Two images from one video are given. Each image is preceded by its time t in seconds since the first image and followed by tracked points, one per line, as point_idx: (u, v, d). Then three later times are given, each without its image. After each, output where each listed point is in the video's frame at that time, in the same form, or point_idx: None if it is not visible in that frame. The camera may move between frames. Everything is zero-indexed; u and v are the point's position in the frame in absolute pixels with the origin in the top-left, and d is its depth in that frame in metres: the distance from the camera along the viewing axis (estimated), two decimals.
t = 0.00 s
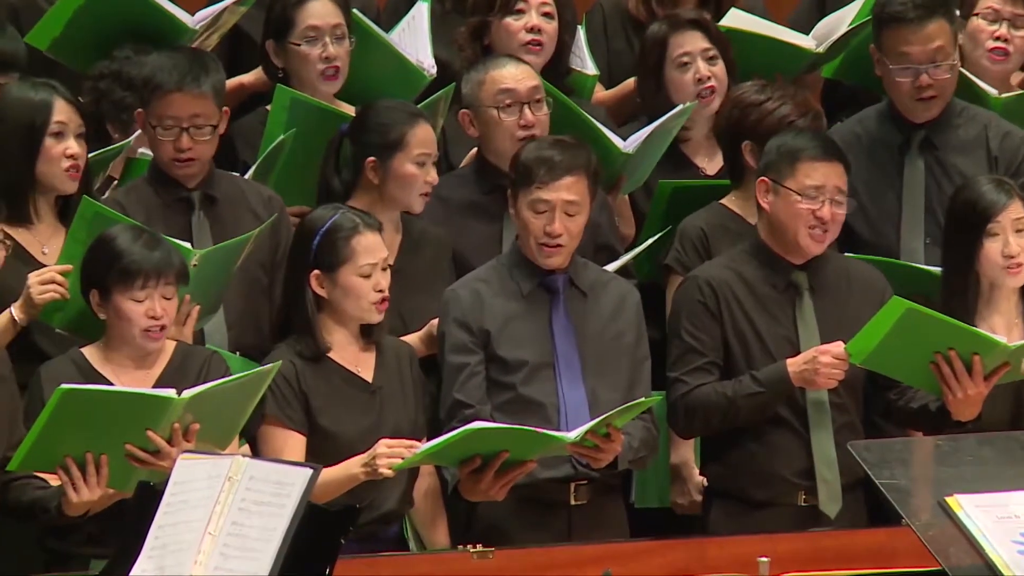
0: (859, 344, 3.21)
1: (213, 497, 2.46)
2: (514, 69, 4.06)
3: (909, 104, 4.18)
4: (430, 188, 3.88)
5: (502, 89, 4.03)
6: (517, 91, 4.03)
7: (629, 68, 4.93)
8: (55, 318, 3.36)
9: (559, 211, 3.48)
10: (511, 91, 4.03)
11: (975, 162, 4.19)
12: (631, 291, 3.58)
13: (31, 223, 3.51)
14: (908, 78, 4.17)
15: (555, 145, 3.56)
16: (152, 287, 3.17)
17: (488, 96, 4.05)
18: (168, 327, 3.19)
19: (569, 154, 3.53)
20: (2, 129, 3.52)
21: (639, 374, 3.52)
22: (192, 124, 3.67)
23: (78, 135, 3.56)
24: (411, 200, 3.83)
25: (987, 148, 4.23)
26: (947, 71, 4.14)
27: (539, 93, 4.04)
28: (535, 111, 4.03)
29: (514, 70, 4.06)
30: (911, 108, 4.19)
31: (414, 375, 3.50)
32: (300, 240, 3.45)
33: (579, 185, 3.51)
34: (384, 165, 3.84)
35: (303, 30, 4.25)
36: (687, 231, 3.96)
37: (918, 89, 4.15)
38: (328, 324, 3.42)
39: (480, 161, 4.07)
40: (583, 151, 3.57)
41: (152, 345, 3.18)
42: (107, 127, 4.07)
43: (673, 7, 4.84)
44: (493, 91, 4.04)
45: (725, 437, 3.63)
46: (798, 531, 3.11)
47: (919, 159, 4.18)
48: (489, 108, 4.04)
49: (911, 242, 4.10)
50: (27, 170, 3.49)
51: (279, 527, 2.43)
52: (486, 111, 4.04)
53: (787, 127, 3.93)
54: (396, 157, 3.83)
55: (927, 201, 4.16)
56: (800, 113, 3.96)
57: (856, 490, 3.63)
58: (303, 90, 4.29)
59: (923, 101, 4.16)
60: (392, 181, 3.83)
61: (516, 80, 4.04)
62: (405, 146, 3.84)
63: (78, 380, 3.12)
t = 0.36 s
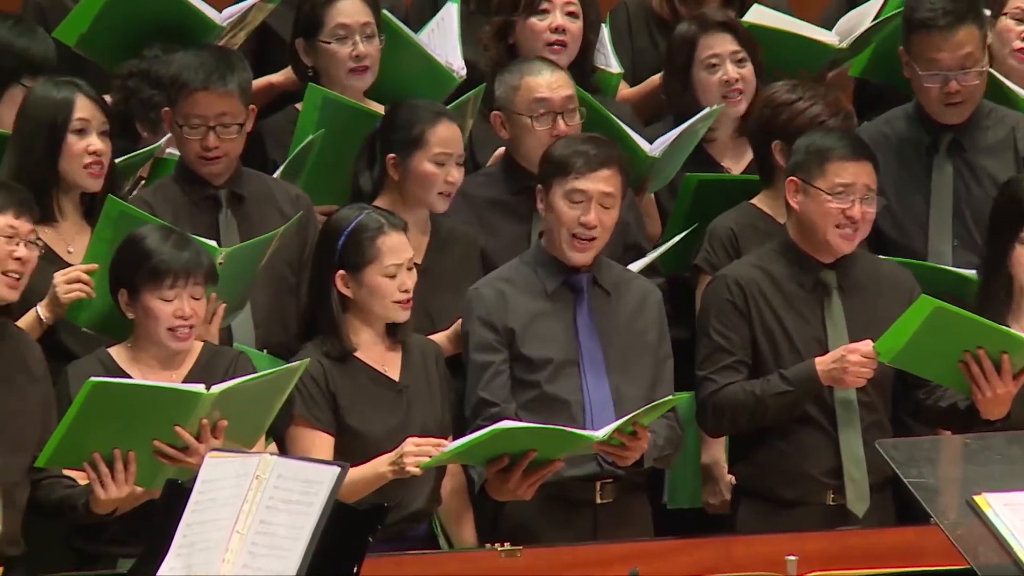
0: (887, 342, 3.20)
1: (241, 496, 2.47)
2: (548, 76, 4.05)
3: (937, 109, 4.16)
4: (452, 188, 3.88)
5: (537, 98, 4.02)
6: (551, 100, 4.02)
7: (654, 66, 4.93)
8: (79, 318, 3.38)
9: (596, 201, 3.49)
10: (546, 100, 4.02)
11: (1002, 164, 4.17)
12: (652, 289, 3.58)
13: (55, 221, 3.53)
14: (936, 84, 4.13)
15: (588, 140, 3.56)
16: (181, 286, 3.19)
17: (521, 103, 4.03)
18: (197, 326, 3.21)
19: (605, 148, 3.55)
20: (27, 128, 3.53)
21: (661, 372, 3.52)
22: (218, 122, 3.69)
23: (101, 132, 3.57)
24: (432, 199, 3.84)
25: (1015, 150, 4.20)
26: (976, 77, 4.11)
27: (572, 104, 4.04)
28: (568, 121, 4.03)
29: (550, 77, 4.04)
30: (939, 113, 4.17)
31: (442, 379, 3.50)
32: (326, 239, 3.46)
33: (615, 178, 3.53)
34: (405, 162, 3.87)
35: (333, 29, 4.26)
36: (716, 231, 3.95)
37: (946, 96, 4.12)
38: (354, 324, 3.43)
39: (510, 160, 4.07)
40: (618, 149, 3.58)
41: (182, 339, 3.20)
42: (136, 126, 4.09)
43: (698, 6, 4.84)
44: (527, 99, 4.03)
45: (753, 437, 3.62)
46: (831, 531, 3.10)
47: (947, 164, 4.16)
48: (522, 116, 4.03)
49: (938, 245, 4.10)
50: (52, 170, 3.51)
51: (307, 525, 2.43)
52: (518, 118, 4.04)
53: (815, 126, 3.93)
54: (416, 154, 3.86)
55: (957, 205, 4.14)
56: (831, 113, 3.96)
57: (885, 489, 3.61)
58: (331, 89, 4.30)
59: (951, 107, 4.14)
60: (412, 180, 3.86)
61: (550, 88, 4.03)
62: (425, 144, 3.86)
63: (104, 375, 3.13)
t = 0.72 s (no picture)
0: (920, 341, 3.19)
1: (274, 495, 2.47)
2: (580, 66, 4.09)
3: (983, 110, 4.13)
4: (488, 188, 3.88)
5: (570, 86, 4.05)
6: (583, 88, 4.05)
7: (686, 66, 4.92)
8: (109, 317, 3.43)
9: (634, 194, 3.50)
10: (579, 87, 4.05)
11: None
12: (682, 289, 3.58)
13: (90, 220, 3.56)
14: (983, 83, 4.12)
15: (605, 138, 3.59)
16: (212, 278, 3.20)
17: (554, 92, 4.06)
18: (227, 321, 3.22)
19: (645, 144, 3.57)
20: (62, 127, 3.52)
21: (692, 371, 3.51)
22: (252, 119, 3.71)
23: (139, 130, 3.59)
24: (469, 199, 3.83)
25: None
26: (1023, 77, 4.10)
27: (605, 91, 4.07)
28: (601, 108, 4.05)
29: (582, 65, 4.09)
30: (985, 115, 4.14)
31: (473, 378, 3.50)
32: (349, 237, 3.49)
33: (653, 172, 3.54)
34: (442, 163, 3.86)
35: (368, 27, 4.26)
36: (751, 229, 3.93)
37: (993, 95, 4.11)
38: (382, 326, 3.44)
39: (545, 156, 4.07)
40: (656, 149, 3.58)
41: (210, 342, 3.21)
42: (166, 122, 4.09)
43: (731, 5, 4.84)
44: (559, 88, 4.06)
45: (787, 436, 3.61)
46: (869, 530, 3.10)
47: (990, 165, 4.12)
48: (555, 105, 4.05)
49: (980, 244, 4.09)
50: (89, 171, 3.53)
51: (340, 525, 2.44)
52: (552, 107, 4.05)
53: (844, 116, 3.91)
54: (453, 155, 3.86)
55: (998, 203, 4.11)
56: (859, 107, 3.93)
57: (918, 489, 3.60)
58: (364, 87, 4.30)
59: (998, 108, 4.12)
60: (451, 180, 3.84)
61: (583, 76, 4.07)
62: (463, 146, 3.86)
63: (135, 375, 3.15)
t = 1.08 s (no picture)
0: (950, 340, 3.18)
1: (303, 494, 2.48)
2: (616, 73, 4.05)
3: None
4: (522, 189, 3.88)
5: (604, 94, 4.02)
6: (617, 97, 4.01)
7: (715, 66, 4.92)
8: (137, 316, 3.44)
9: (647, 204, 3.48)
10: (612, 96, 4.01)
11: None
12: (711, 287, 3.57)
13: (114, 219, 3.58)
14: None
15: (641, 137, 3.57)
16: (241, 272, 3.23)
17: (588, 96, 4.03)
18: (260, 314, 3.24)
19: (658, 148, 3.54)
20: (88, 127, 3.54)
21: (721, 368, 3.50)
22: (280, 115, 3.72)
23: (161, 131, 3.60)
24: (503, 199, 3.83)
25: None
26: None
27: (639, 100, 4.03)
28: (633, 118, 4.02)
29: (617, 73, 4.05)
30: None
31: (503, 376, 3.50)
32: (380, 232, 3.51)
33: (666, 179, 3.52)
34: (479, 163, 3.84)
35: (397, 26, 4.27)
36: (783, 226, 3.92)
37: None
38: (411, 324, 3.44)
39: (574, 155, 4.07)
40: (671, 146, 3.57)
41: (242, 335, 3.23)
42: (192, 125, 4.09)
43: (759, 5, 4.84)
44: (593, 93, 4.03)
45: (816, 434, 3.60)
46: (896, 529, 3.11)
47: None
48: (586, 110, 4.04)
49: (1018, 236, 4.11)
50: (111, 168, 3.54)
51: (369, 523, 2.43)
52: (584, 112, 4.04)
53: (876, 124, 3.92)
54: (491, 155, 3.84)
55: None
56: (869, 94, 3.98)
57: (949, 489, 3.59)
58: (393, 85, 4.31)
59: None
60: (486, 179, 3.83)
61: (617, 84, 4.03)
62: (501, 146, 3.84)
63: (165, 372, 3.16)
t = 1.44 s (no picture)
0: (977, 338, 3.18)
1: (330, 494, 2.47)
2: (652, 86, 4.02)
3: None
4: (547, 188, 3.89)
5: (639, 112, 4.01)
6: (652, 115, 4.01)
7: (745, 66, 4.91)
8: (167, 314, 3.43)
9: (657, 200, 3.49)
10: (647, 113, 4.01)
11: None
12: (740, 285, 3.56)
13: (141, 220, 3.60)
14: None
15: (643, 134, 3.57)
16: (262, 282, 3.24)
17: (621, 110, 4.03)
18: (278, 322, 3.25)
19: (660, 144, 3.54)
20: (113, 127, 3.56)
21: (751, 366, 3.49)
22: (305, 117, 3.73)
23: (190, 135, 3.61)
24: (528, 197, 3.84)
25: None
26: None
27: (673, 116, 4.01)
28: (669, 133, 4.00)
29: (653, 86, 4.02)
30: None
31: (531, 375, 3.51)
32: (421, 231, 3.52)
33: (674, 172, 3.52)
34: (504, 161, 3.85)
35: (425, 25, 4.27)
36: (811, 227, 3.92)
37: None
38: (445, 318, 3.46)
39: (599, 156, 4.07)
40: (672, 139, 3.58)
41: (263, 337, 3.24)
42: (224, 126, 4.10)
43: (788, 6, 4.83)
44: (627, 105, 4.03)
45: (843, 434, 3.59)
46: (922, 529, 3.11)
47: None
48: (620, 122, 4.04)
49: None
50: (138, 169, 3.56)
51: (396, 523, 2.43)
52: (617, 127, 4.04)
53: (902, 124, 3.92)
54: (516, 153, 3.84)
55: None
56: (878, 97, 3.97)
57: (978, 488, 3.58)
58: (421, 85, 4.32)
59: None
60: (511, 178, 3.84)
61: (653, 101, 4.01)
62: (527, 144, 3.85)
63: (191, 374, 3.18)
